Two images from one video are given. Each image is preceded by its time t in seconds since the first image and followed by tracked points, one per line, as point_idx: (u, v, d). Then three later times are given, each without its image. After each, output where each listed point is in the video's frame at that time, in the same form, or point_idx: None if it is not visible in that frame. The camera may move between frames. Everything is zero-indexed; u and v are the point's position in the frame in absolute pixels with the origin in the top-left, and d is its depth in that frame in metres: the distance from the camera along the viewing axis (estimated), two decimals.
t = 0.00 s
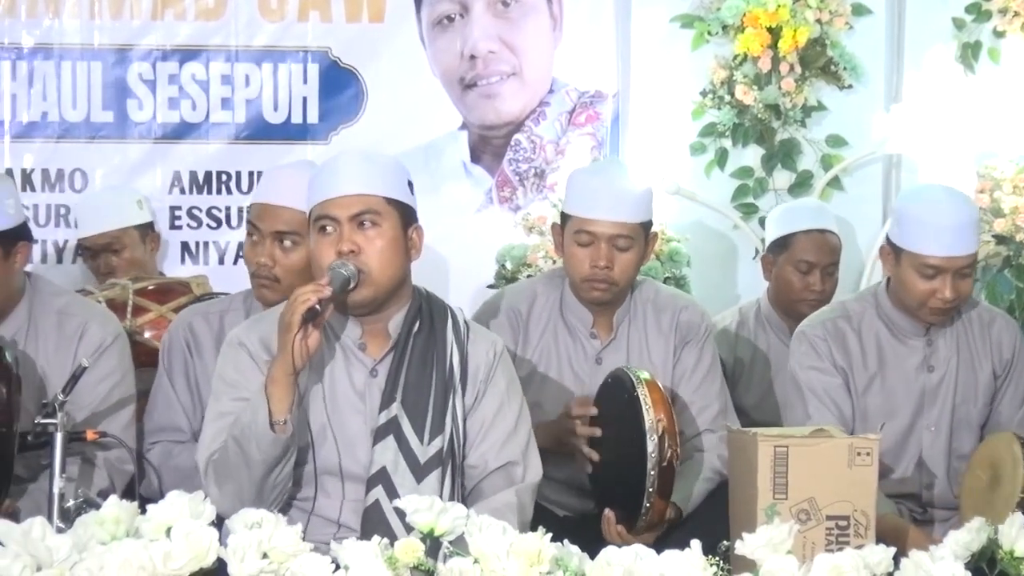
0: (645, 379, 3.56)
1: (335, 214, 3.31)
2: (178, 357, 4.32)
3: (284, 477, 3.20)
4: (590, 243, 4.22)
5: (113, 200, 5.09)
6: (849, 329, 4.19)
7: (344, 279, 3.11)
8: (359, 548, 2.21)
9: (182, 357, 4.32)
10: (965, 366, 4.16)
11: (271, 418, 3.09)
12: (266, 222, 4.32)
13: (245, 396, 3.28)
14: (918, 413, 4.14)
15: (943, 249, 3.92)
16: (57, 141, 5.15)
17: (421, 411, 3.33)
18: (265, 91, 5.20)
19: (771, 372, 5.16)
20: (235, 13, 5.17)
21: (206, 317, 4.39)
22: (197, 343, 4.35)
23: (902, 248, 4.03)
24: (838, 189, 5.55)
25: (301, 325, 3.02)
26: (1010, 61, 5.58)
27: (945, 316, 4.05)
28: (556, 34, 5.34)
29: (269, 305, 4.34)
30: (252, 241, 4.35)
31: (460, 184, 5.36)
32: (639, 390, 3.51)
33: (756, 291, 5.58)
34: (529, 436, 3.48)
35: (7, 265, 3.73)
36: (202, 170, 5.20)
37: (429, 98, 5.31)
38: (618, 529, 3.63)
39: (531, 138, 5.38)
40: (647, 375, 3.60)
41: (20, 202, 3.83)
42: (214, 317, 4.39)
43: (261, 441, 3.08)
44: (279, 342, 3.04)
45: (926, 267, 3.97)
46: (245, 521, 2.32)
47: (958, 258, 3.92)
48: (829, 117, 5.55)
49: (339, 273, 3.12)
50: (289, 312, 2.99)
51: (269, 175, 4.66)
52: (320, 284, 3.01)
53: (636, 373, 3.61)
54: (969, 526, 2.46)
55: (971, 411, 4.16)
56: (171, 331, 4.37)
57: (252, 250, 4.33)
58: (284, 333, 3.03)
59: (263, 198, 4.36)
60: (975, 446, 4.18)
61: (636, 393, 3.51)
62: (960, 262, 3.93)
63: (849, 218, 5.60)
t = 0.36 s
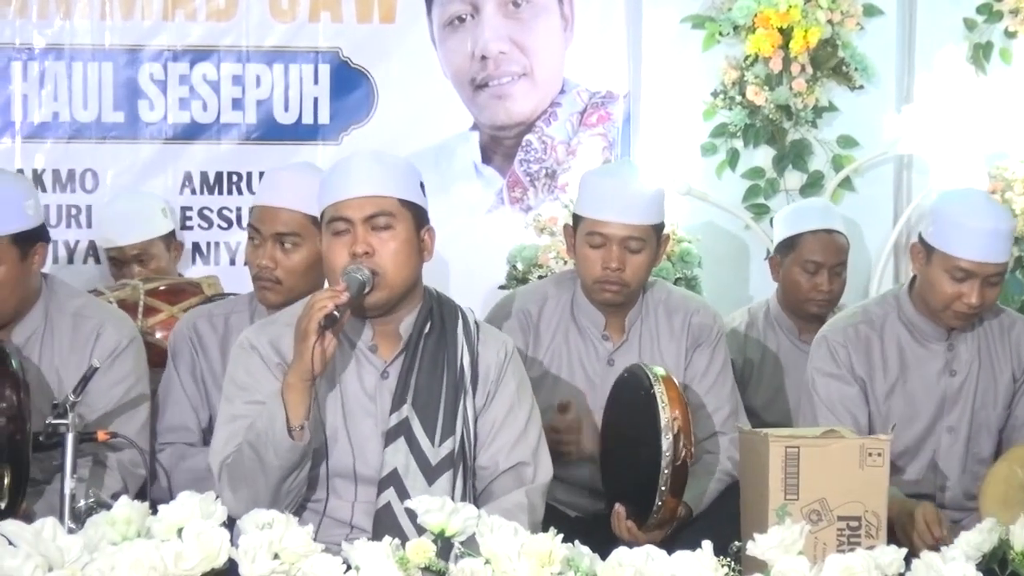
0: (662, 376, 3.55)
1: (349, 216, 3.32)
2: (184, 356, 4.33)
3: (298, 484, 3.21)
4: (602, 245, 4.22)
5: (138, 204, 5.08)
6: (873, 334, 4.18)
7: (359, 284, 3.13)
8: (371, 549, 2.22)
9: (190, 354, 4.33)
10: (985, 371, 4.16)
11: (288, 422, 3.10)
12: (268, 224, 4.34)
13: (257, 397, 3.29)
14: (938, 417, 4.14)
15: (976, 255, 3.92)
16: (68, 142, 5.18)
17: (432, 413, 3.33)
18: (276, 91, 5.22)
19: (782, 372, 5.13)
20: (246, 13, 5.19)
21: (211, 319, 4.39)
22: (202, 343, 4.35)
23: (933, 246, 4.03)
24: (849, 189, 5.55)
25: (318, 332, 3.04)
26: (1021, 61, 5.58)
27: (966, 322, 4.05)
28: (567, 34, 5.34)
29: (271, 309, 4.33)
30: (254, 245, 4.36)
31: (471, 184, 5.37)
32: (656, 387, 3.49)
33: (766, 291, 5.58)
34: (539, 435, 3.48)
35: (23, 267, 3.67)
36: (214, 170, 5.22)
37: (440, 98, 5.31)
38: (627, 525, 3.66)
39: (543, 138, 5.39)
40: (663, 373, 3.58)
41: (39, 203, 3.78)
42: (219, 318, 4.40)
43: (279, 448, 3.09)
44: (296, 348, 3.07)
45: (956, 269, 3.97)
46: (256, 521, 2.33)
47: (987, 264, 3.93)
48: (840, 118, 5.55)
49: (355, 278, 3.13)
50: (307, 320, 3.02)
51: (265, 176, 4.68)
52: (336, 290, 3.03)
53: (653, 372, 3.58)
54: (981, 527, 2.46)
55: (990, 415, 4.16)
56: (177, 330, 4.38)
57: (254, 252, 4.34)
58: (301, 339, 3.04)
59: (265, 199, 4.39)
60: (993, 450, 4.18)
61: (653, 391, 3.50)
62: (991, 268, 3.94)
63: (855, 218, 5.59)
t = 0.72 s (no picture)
0: (670, 379, 3.56)
1: (360, 216, 3.33)
2: (196, 355, 4.33)
3: (310, 485, 3.22)
4: (616, 242, 4.23)
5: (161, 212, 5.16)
6: (883, 332, 4.18)
7: (373, 284, 3.12)
8: (382, 549, 2.22)
9: (202, 354, 4.33)
10: (995, 372, 4.16)
11: (301, 425, 3.10)
12: (281, 225, 4.35)
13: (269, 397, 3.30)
14: (946, 415, 4.13)
15: (989, 252, 3.91)
16: (80, 142, 5.20)
17: (441, 414, 3.33)
18: (288, 91, 5.23)
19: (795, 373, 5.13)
20: (257, 13, 5.21)
21: (226, 317, 4.42)
22: (216, 343, 4.36)
23: (946, 243, 4.03)
24: (861, 190, 5.54)
25: (332, 333, 3.02)
26: None
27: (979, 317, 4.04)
28: (578, 35, 5.35)
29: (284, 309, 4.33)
30: (269, 246, 4.37)
31: (482, 184, 5.38)
32: (664, 390, 3.51)
33: (780, 291, 5.57)
34: (548, 434, 3.49)
35: (42, 270, 3.69)
36: (225, 170, 5.24)
37: (450, 98, 5.32)
38: (644, 528, 3.65)
39: (554, 138, 5.40)
40: (671, 375, 3.60)
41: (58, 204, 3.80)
42: (233, 318, 4.42)
43: (293, 451, 3.10)
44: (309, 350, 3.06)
45: (969, 266, 3.97)
46: (268, 521, 2.33)
47: (999, 260, 3.92)
48: (851, 117, 5.54)
49: (368, 278, 3.13)
50: (321, 320, 3.00)
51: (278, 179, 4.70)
52: (351, 289, 3.02)
53: (661, 373, 3.61)
54: (992, 527, 2.46)
55: (1000, 414, 4.14)
56: (191, 330, 4.40)
57: (267, 253, 4.36)
58: (316, 341, 3.03)
59: (279, 202, 4.41)
60: (1003, 448, 4.16)
61: (661, 393, 3.51)
62: (1003, 265, 3.93)
63: (874, 218, 5.58)
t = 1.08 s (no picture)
0: (684, 378, 3.55)
1: (371, 218, 3.34)
2: (208, 358, 4.36)
3: (328, 493, 3.23)
4: (628, 241, 4.23)
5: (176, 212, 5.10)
6: (888, 328, 4.17)
7: (386, 286, 3.13)
8: (393, 549, 2.23)
9: (213, 356, 4.36)
10: (1001, 366, 4.15)
11: (322, 433, 3.12)
12: (300, 227, 4.37)
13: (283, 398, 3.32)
14: (953, 410, 4.13)
15: (994, 245, 3.91)
16: (91, 142, 5.21)
17: (452, 413, 3.34)
18: (300, 91, 5.25)
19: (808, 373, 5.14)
20: (269, 13, 5.22)
21: (239, 318, 4.43)
22: (228, 345, 4.37)
23: (949, 239, 4.02)
24: (873, 190, 5.54)
25: (348, 340, 3.03)
26: None
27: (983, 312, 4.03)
28: (590, 34, 5.35)
29: (300, 309, 4.35)
30: (286, 248, 4.39)
31: (494, 183, 5.38)
32: (679, 389, 3.49)
33: (793, 291, 5.57)
34: (559, 432, 3.50)
35: (46, 270, 3.70)
36: (237, 171, 5.26)
37: (462, 98, 5.33)
38: (655, 527, 3.66)
39: (566, 138, 5.40)
40: (685, 374, 3.59)
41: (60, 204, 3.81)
42: (246, 320, 4.43)
43: (316, 458, 3.11)
44: (328, 356, 3.07)
45: (972, 259, 3.96)
46: (279, 521, 2.34)
47: (1003, 252, 3.91)
48: (863, 117, 5.54)
49: (381, 280, 3.13)
50: (336, 325, 3.01)
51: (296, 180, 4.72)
52: (365, 292, 3.03)
53: (675, 373, 3.59)
54: (1004, 527, 2.45)
55: (1007, 409, 4.13)
56: (205, 331, 4.41)
57: (285, 255, 4.37)
58: (333, 348, 3.05)
59: (298, 204, 4.42)
60: (1012, 445, 4.15)
61: (676, 394, 3.49)
62: (1006, 257, 3.92)
63: (892, 220, 5.58)
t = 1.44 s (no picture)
0: (688, 381, 3.57)
1: (387, 219, 3.35)
2: (229, 358, 4.38)
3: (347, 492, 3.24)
4: (643, 240, 4.23)
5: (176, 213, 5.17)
6: (898, 325, 4.17)
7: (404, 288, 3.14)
8: (408, 548, 2.25)
9: (233, 355, 4.38)
10: (1012, 361, 4.14)
11: (340, 432, 3.12)
12: (317, 229, 4.38)
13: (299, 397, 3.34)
14: (964, 407, 4.12)
15: (1001, 240, 3.90)
16: (106, 141, 5.23)
17: (467, 414, 3.35)
18: (314, 91, 5.26)
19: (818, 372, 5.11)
20: (284, 12, 5.24)
21: (256, 317, 4.46)
22: (247, 346, 4.41)
23: (956, 235, 4.02)
24: (886, 189, 5.54)
25: (368, 342, 3.04)
26: None
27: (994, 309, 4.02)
28: (605, 34, 5.35)
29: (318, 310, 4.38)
30: (304, 249, 4.42)
31: (509, 184, 5.39)
32: (681, 393, 3.53)
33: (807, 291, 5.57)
34: (573, 432, 3.51)
35: (49, 268, 3.72)
36: (251, 170, 5.28)
37: (476, 98, 5.34)
38: (671, 531, 3.66)
39: (580, 138, 5.41)
40: (690, 378, 3.62)
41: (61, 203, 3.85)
42: (264, 318, 4.46)
43: (335, 460, 3.12)
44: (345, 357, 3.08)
45: (980, 255, 3.95)
46: (294, 521, 2.35)
47: (1010, 248, 3.90)
48: (877, 118, 5.54)
49: (398, 282, 3.14)
50: (356, 327, 3.02)
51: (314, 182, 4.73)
52: (385, 294, 3.04)
53: (679, 377, 3.62)
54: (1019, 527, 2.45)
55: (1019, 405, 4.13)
56: (224, 328, 4.43)
57: (303, 256, 4.40)
58: (352, 350, 3.05)
59: (315, 205, 4.43)
60: None
61: (679, 397, 3.53)
62: (1013, 253, 3.91)
63: (900, 221, 5.58)
